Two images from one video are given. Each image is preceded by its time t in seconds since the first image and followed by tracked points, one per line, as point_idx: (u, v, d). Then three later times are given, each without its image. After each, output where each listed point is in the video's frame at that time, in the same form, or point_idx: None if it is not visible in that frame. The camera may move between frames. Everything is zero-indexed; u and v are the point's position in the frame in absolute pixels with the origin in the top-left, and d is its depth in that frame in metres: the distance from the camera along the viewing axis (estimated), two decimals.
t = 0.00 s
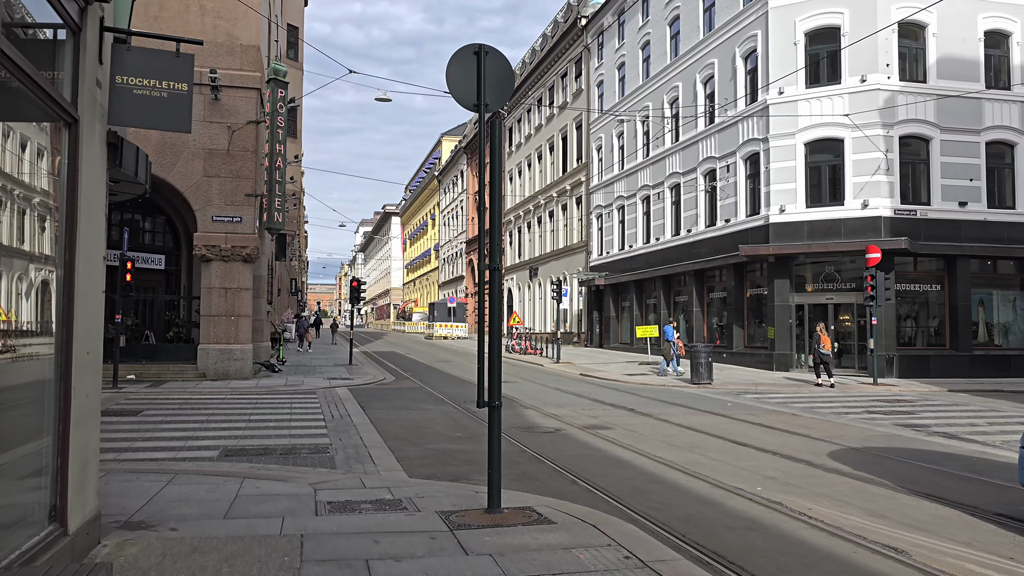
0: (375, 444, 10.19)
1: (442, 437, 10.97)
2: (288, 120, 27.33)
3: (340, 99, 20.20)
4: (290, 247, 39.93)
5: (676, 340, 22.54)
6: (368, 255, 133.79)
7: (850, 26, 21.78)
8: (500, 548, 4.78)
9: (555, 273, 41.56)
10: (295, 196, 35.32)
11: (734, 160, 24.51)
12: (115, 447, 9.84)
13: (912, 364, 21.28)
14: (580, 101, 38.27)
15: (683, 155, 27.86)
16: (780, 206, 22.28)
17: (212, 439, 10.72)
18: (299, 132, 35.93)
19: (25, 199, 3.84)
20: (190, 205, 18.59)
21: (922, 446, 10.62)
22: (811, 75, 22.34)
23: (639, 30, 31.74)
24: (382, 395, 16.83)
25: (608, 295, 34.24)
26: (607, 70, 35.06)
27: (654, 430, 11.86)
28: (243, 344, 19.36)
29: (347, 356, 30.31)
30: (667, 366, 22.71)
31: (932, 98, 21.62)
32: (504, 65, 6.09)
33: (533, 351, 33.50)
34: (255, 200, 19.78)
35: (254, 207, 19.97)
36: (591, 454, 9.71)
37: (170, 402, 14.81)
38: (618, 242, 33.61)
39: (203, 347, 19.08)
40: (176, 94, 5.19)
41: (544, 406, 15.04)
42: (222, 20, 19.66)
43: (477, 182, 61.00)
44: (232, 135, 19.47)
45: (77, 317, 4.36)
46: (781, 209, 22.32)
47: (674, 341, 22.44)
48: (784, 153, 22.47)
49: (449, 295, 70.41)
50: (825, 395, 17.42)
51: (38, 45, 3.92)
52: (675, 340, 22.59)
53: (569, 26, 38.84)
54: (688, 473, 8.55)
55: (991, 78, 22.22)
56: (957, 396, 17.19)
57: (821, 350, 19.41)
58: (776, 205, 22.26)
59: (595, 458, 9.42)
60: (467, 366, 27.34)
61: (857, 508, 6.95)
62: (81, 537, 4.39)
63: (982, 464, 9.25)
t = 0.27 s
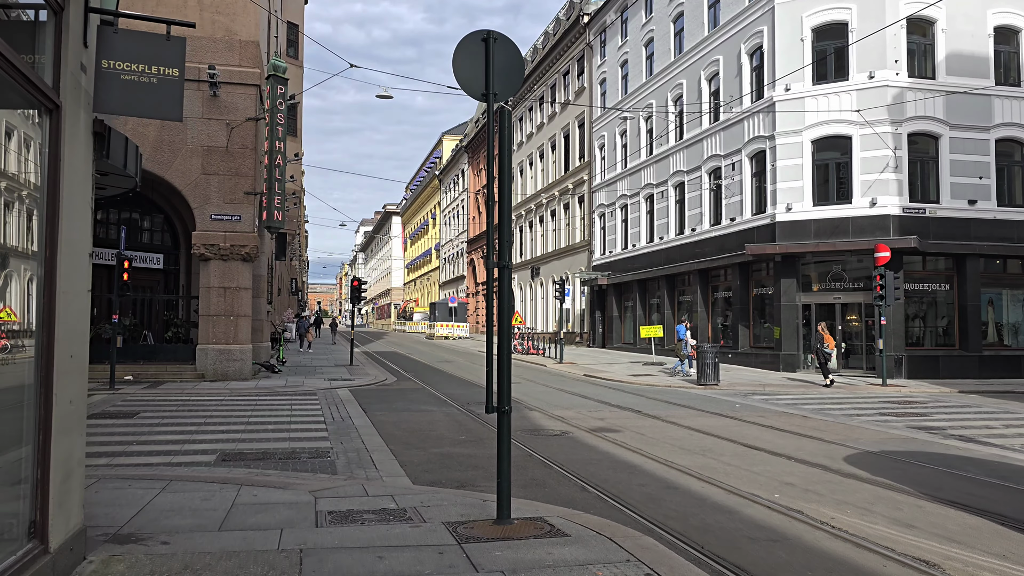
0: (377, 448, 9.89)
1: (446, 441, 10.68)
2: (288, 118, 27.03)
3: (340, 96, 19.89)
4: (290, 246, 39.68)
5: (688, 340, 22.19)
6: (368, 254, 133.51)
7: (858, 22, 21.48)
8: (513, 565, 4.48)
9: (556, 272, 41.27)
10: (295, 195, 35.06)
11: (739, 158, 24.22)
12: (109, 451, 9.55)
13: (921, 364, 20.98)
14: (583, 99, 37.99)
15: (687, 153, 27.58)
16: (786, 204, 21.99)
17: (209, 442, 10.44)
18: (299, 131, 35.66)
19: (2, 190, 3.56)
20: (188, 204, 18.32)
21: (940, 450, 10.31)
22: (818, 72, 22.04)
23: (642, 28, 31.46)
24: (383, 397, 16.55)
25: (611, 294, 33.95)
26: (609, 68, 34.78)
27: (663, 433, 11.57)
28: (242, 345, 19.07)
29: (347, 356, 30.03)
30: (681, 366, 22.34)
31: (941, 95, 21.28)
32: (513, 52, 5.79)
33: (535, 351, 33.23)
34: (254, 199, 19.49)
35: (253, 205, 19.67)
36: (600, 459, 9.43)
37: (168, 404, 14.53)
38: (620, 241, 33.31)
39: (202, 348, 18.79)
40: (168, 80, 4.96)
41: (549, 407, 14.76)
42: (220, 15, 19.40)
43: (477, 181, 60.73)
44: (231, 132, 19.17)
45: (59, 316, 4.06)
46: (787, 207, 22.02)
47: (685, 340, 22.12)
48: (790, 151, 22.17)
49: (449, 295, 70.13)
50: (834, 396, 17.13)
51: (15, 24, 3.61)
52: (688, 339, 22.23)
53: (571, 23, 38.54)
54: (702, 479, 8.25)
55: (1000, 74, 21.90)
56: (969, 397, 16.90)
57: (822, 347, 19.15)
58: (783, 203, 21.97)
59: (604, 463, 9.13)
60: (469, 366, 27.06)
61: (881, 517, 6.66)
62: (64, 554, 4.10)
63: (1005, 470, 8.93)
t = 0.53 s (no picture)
0: (379, 452, 9.58)
1: (450, 444, 10.39)
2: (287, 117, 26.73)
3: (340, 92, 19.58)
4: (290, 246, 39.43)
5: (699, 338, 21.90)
6: (368, 254, 133.18)
7: (865, 18, 21.19)
8: None
9: (558, 272, 40.98)
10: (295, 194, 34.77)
11: (744, 156, 23.94)
12: (103, 455, 9.26)
13: (929, 365, 20.70)
14: (584, 97, 37.70)
15: (691, 151, 27.29)
16: (793, 203, 21.71)
17: (206, 445, 10.15)
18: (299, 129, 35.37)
19: None
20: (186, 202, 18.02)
21: (959, 454, 10.02)
22: (824, 68, 21.76)
23: (645, 25, 31.17)
24: (385, 398, 16.26)
25: (613, 294, 33.65)
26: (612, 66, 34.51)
27: (672, 436, 11.29)
28: (241, 345, 18.78)
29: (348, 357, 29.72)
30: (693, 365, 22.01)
31: (949, 92, 20.99)
32: (525, 35, 5.49)
33: (536, 351, 32.95)
34: (253, 197, 19.19)
35: (252, 203, 19.38)
36: (609, 463, 9.15)
37: (165, 405, 14.23)
38: (623, 240, 33.02)
39: (200, 348, 18.50)
40: (157, 61, 4.80)
41: (554, 409, 14.46)
42: (219, 10, 19.11)
43: (478, 180, 60.43)
44: (230, 129, 18.88)
45: (40, 313, 3.75)
46: (794, 205, 21.74)
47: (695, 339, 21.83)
48: (797, 149, 21.89)
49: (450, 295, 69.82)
50: (843, 398, 16.84)
51: None
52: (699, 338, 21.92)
53: (573, 21, 38.25)
54: (716, 484, 7.97)
55: (1010, 71, 21.59)
56: (980, 399, 16.63)
57: (824, 347, 18.91)
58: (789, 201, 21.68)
59: (614, 467, 8.85)
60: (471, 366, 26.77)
61: (907, 525, 6.38)
62: (46, 570, 3.82)
63: None
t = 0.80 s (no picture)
0: (380, 458, 9.27)
1: (453, 449, 10.09)
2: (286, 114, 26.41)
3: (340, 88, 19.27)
4: (289, 245, 39.15)
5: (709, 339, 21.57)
6: (367, 254, 132.85)
7: (871, 14, 20.91)
8: None
9: (558, 271, 40.69)
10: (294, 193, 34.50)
11: (748, 154, 23.66)
12: (95, 460, 8.96)
13: (937, 365, 20.42)
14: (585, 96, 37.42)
15: (694, 149, 27.02)
16: (798, 201, 21.43)
17: (201, 450, 9.84)
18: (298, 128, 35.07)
19: None
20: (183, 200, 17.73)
21: (977, 459, 9.73)
22: (830, 65, 21.48)
23: (647, 22, 30.89)
24: (385, 400, 15.96)
25: (615, 294, 33.36)
26: (613, 64, 34.22)
27: (681, 440, 10.99)
28: (239, 346, 18.48)
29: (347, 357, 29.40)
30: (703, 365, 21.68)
31: (957, 89, 20.71)
32: (534, 22, 5.22)
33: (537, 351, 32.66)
34: (251, 195, 18.88)
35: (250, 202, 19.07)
36: (618, 468, 8.85)
37: (160, 407, 13.93)
38: (625, 240, 32.75)
39: (198, 349, 18.19)
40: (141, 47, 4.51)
41: (557, 411, 14.17)
42: (216, 6, 18.82)
43: (477, 180, 60.12)
44: (227, 126, 18.59)
45: (15, 317, 3.48)
46: (799, 204, 21.45)
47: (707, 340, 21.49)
48: (802, 146, 21.61)
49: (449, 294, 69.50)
50: (852, 399, 16.54)
51: None
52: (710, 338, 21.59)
53: (573, 19, 37.97)
54: (730, 491, 7.68)
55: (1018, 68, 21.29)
56: (991, 400, 16.36)
57: (821, 345, 18.77)
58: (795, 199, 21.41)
59: (623, 473, 8.55)
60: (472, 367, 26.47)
61: (934, 536, 6.08)
62: None
63: None
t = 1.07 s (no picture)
0: (381, 461, 8.98)
1: (455, 451, 9.79)
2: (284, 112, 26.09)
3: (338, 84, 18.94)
4: (287, 245, 38.85)
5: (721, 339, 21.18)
6: (365, 254, 132.47)
7: (877, 9, 20.62)
8: None
9: (558, 271, 40.40)
10: (292, 192, 34.19)
11: (752, 152, 23.38)
12: (85, 464, 8.65)
13: (943, 366, 20.13)
14: (585, 94, 37.13)
15: (696, 148, 26.73)
16: (803, 199, 21.17)
17: (195, 453, 9.53)
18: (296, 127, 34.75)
19: None
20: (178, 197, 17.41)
21: (995, 462, 9.44)
22: (835, 62, 21.20)
23: (648, 20, 30.60)
24: (384, 401, 15.63)
25: (616, 294, 33.07)
26: (614, 62, 33.93)
27: (689, 442, 10.69)
28: (235, 346, 18.16)
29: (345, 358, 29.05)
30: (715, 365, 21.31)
31: (964, 85, 20.44)
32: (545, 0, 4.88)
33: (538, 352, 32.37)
34: (248, 192, 18.55)
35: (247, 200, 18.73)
36: (626, 472, 8.55)
37: (154, 409, 13.62)
38: (626, 239, 32.45)
39: (194, 349, 17.87)
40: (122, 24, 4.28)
41: (561, 412, 13.86)
42: None
43: (476, 179, 59.81)
44: (224, 122, 18.28)
45: None
46: (804, 202, 21.19)
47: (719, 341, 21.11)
48: (807, 144, 21.35)
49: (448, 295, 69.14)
50: (859, 400, 16.26)
51: None
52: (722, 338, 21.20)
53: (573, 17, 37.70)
54: (744, 497, 7.38)
55: None
56: (1000, 401, 16.08)
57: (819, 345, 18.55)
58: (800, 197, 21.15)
59: (631, 478, 8.26)
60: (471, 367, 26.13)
61: (963, 545, 5.79)
62: None
63: None
